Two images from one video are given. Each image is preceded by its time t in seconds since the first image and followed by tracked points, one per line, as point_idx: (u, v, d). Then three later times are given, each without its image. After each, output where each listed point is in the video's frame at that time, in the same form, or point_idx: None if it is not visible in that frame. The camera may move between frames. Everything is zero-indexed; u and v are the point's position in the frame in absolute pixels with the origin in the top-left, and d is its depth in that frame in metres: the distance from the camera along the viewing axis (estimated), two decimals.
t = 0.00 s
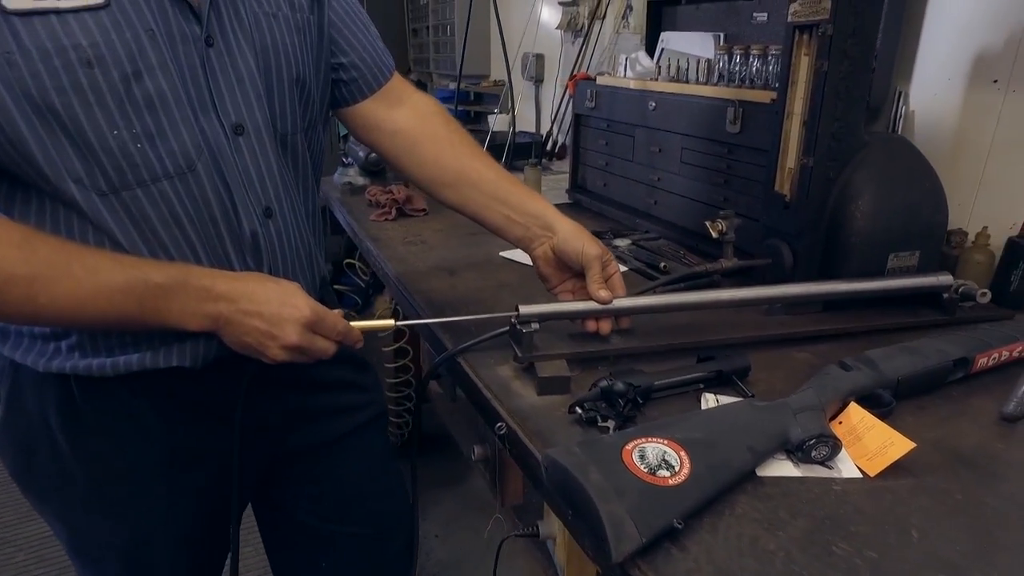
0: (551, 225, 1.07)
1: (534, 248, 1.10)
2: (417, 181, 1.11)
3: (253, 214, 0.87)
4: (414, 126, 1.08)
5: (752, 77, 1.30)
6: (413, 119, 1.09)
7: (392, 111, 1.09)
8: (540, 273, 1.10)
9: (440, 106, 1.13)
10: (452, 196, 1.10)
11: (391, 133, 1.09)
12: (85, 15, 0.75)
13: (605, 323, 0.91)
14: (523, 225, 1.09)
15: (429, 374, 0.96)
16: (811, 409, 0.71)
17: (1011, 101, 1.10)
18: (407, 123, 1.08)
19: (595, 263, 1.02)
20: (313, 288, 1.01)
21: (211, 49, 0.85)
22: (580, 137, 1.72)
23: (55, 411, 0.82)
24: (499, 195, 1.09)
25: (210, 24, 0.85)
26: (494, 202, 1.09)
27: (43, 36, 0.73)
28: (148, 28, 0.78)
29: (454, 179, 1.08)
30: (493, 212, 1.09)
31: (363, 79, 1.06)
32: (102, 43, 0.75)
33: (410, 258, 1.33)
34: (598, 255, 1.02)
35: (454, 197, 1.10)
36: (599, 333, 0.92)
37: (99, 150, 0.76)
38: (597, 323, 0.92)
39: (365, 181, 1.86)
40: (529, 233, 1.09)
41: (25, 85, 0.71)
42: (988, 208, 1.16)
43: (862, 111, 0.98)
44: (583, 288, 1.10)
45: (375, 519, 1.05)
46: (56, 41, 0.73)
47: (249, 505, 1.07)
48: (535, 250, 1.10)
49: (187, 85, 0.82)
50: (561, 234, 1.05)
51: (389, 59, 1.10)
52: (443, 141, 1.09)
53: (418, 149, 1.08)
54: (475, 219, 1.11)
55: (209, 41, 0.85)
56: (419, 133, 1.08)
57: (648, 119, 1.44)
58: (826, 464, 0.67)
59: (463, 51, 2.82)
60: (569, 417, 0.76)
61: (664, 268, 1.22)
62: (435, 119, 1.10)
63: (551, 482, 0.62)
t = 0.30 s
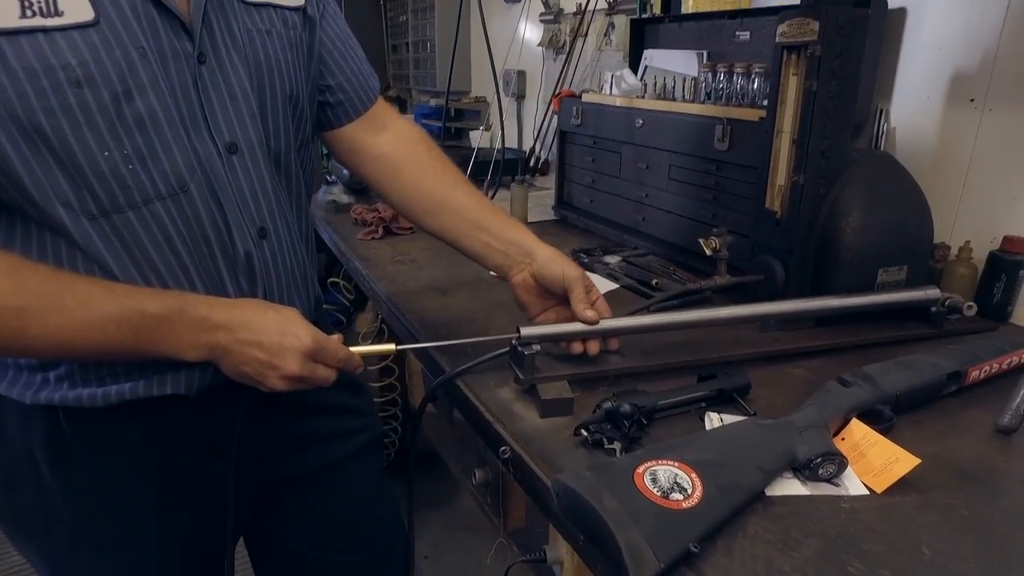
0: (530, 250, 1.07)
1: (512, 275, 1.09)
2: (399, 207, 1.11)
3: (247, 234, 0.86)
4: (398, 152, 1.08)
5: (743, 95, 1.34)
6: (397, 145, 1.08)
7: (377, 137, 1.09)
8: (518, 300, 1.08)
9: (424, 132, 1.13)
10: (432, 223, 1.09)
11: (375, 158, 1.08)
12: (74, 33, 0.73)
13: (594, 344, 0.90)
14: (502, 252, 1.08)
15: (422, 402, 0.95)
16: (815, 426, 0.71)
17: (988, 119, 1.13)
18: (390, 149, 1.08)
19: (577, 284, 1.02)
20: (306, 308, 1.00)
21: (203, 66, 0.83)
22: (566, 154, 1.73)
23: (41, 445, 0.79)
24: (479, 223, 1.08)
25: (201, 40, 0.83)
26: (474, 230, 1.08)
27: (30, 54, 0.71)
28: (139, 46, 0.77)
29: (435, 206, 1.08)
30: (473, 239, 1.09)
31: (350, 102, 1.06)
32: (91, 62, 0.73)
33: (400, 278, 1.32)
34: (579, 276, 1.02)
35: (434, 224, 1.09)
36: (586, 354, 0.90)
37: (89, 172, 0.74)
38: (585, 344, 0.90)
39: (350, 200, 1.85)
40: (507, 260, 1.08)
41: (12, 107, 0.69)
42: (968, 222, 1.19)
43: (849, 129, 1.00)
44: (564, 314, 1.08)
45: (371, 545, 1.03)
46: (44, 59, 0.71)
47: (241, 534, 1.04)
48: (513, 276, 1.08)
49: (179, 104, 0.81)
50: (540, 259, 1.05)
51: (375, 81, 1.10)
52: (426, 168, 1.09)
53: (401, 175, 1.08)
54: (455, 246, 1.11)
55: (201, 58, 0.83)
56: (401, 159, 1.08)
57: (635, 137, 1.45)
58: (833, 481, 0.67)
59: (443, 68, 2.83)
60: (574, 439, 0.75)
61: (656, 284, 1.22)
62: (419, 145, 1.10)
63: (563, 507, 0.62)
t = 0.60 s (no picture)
0: (514, 275, 0.98)
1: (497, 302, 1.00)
2: (383, 231, 1.02)
3: (243, 251, 0.80)
4: (383, 173, 1.01)
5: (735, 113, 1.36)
6: (383, 165, 1.01)
7: (361, 157, 1.01)
8: (502, 327, 0.99)
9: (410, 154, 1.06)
10: (415, 247, 1.01)
11: (358, 180, 1.01)
12: (62, 47, 0.68)
13: (585, 365, 0.87)
14: (486, 276, 1.00)
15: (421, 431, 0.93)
16: (824, 444, 0.71)
17: (972, 136, 1.16)
18: (375, 171, 1.00)
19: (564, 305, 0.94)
20: (304, 327, 0.95)
21: (195, 80, 0.78)
22: (555, 171, 1.73)
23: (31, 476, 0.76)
24: (465, 248, 1.00)
25: (192, 53, 0.78)
26: (459, 255, 1.00)
27: (17, 70, 0.65)
28: (128, 59, 0.71)
29: (420, 230, 1.00)
30: (457, 265, 1.00)
31: (337, 120, 0.99)
32: (80, 76, 0.68)
33: (393, 297, 1.31)
34: (566, 296, 0.93)
35: (418, 250, 1.01)
36: (579, 376, 0.88)
37: (79, 191, 0.68)
38: (577, 366, 0.87)
39: (338, 218, 1.83)
40: (491, 285, 1.00)
41: None
42: (954, 237, 1.21)
43: (841, 147, 1.01)
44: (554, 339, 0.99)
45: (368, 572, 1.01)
46: (30, 73, 0.66)
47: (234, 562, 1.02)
48: (497, 302, 0.99)
49: (170, 119, 0.75)
50: (525, 283, 0.97)
51: (361, 100, 1.03)
52: (412, 191, 1.01)
53: (385, 197, 1.00)
54: (440, 271, 1.02)
55: (193, 71, 0.78)
56: (387, 181, 1.00)
57: (626, 154, 1.46)
58: (844, 499, 0.67)
59: (428, 85, 2.85)
60: (583, 461, 0.74)
61: (652, 301, 1.23)
62: (405, 167, 1.02)
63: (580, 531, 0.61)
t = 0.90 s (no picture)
0: (510, 294, 0.89)
1: (493, 322, 0.90)
2: (377, 254, 0.92)
3: (240, 271, 0.73)
4: (377, 193, 0.91)
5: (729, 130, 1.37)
6: (377, 185, 0.91)
7: (353, 175, 0.91)
8: (499, 348, 0.90)
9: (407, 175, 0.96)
10: (412, 269, 0.91)
11: (351, 202, 0.91)
12: (54, 64, 0.62)
13: (585, 385, 0.85)
14: (481, 295, 0.90)
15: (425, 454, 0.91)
16: (836, 461, 0.71)
17: (961, 152, 1.18)
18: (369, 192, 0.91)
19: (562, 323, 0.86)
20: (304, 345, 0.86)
21: (188, 99, 0.71)
22: (547, 188, 1.74)
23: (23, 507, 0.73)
24: (461, 266, 0.90)
25: (185, 71, 0.71)
26: (455, 273, 0.90)
27: (8, 88, 0.60)
28: (122, 76, 0.65)
29: (416, 250, 0.90)
30: (451, 283, 0.90)
31: (330, 139, 0.89)
32: (73, 93, 0.62)
33: (389, 315, 1.30)
34: (564, 313, 0.86)
35: (417, 273, 0.91)
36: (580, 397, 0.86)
37: (72, 211, 0.62)
38: (577, 386, 0.85)
39: (329, 235, 1.82)
40: (488, 304, 0.90)
41: None
42: (945, 251, 1.23)
43: (837, 164, 1.03)
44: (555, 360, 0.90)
45: None
46: (22, 91, 0.60)
47: None
48: (494, 322, 0.90)
49: (164, 135, 0.69)
50: (523, 300, 0.88)
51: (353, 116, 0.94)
52: (409, 210, 0.91)
53: (380, 218, 0.90)
54: (435, 293, 0.92)
55: (186, 89, 0.71)
56: (382, 202, 0.90)
57: (619, 170, 1.47)
58: (858, 516, 0.67)
59: (416, 101, 2.85)
60: (595, 482, 0.74)
61: (651, 318, 1.23)
62: (402, 186, 0.92)
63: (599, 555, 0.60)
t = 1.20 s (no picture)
0: (519, 302, 0.88)
1: (502, 330, 0.89)
2: (381, 264, 0.90)
3: (245, 281, 0.70)
4: (382, 201, 0.89)
5: (726, 140, 1.38)
6: (381, 193, 0.89)
7: (356, 183, 0.89)
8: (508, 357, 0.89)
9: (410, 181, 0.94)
10: (418, 277, 0.89)
11: (354, 211, 0.89)
12: (57, 70, 0.59)
13: (597, 394, 0.84)
14: (490, 303, 0.89)
15: (431, 467, 0.89)
16: (852, 468, 0.71)
17: (956, 160, 1.19)
18: (372, 200, 0.89)
19: (572, 334, 0.86)
20: (308, 358, 0.84)
21: (191, 106, 0.68)
22: (543, 198, 1.73)
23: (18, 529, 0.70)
24: (468, 273, 0.89)
25: (188, 77, 0.69)
26: (462, 281, 0.89)
27: (10, 93, 0.57)
28: (126, 82, 0.63)
29: (421, 258, 0.88)
30: (458, 292, 0.89)
31: (331, 148, 0.87)
32: (78, 99, 0.60)
33: (389, 327, 1.28)
34: (574, 324, 0.85)
35: (423, 281, 0.89)
36: (591, 406, 0.85)
37: (74, 221, 0.59)
38: (588, 396, 0.85)
39: (322, 246, 1.80)
40: (496, 313, 0.89)
41: None
42: (941, 258, 1.24)
43: (838, 173, 1.03)
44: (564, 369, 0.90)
45: None
46: (24, 97, 0.58)
47: None
48: (503, 331, 0.89)
49: (168, 144, 0.66)
50: (532, 309, 0.87)
51: (354, 125, 0.92)
52: (413, 218, 0.89)
53: (384, 227, 0.88)
54: (443, 301, 0.91)
55: (189, 97, 0.68)
56: (386, 210, 0.88)
57: (617, 179, 1.47)
58: (876, 523, 0.67)
59: (407, 112, 2.85)
60: (611, 493, 0.73)
61: (653, 327, 1.22)
62: (406, 194, 0.90)
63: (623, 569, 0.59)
